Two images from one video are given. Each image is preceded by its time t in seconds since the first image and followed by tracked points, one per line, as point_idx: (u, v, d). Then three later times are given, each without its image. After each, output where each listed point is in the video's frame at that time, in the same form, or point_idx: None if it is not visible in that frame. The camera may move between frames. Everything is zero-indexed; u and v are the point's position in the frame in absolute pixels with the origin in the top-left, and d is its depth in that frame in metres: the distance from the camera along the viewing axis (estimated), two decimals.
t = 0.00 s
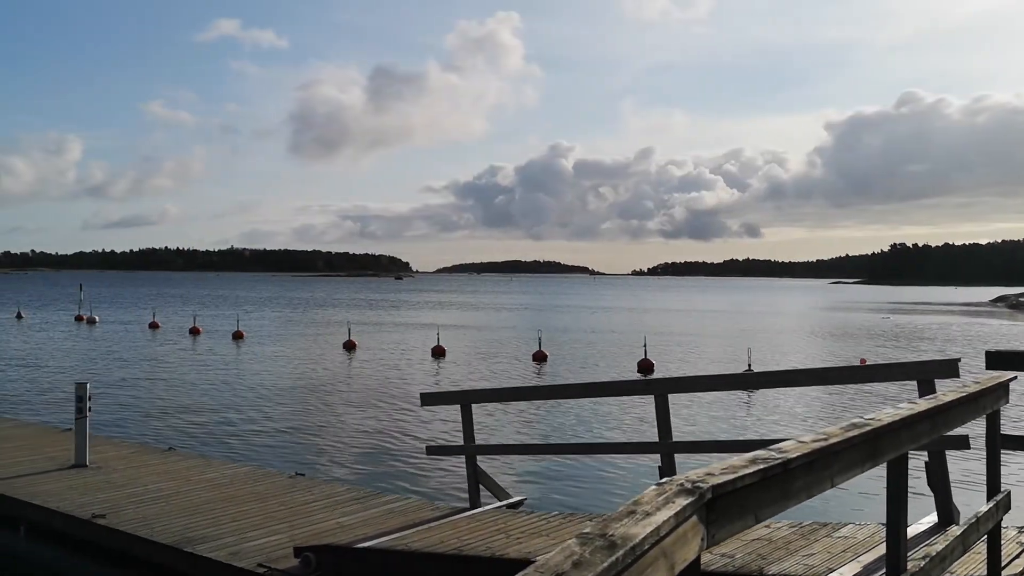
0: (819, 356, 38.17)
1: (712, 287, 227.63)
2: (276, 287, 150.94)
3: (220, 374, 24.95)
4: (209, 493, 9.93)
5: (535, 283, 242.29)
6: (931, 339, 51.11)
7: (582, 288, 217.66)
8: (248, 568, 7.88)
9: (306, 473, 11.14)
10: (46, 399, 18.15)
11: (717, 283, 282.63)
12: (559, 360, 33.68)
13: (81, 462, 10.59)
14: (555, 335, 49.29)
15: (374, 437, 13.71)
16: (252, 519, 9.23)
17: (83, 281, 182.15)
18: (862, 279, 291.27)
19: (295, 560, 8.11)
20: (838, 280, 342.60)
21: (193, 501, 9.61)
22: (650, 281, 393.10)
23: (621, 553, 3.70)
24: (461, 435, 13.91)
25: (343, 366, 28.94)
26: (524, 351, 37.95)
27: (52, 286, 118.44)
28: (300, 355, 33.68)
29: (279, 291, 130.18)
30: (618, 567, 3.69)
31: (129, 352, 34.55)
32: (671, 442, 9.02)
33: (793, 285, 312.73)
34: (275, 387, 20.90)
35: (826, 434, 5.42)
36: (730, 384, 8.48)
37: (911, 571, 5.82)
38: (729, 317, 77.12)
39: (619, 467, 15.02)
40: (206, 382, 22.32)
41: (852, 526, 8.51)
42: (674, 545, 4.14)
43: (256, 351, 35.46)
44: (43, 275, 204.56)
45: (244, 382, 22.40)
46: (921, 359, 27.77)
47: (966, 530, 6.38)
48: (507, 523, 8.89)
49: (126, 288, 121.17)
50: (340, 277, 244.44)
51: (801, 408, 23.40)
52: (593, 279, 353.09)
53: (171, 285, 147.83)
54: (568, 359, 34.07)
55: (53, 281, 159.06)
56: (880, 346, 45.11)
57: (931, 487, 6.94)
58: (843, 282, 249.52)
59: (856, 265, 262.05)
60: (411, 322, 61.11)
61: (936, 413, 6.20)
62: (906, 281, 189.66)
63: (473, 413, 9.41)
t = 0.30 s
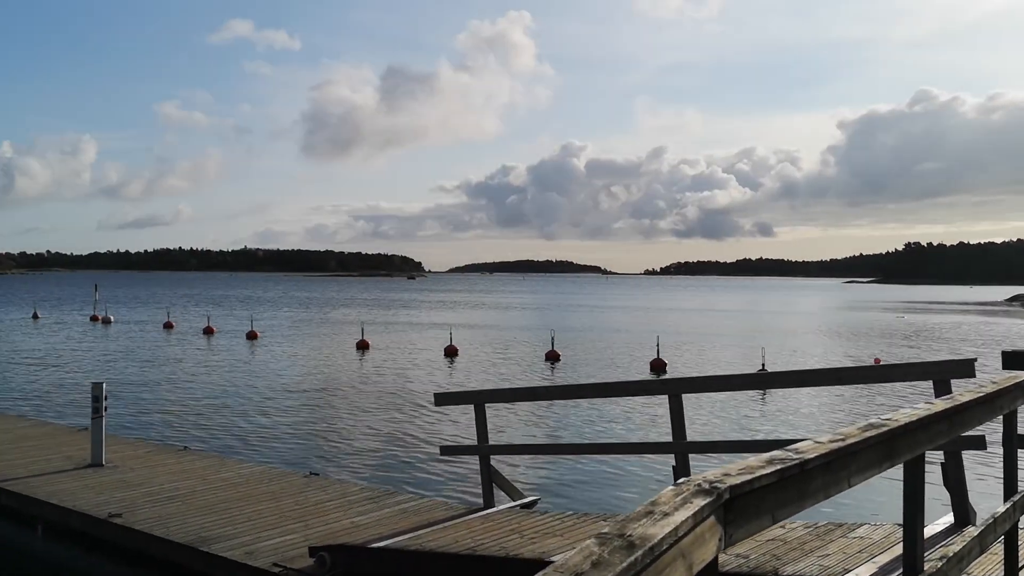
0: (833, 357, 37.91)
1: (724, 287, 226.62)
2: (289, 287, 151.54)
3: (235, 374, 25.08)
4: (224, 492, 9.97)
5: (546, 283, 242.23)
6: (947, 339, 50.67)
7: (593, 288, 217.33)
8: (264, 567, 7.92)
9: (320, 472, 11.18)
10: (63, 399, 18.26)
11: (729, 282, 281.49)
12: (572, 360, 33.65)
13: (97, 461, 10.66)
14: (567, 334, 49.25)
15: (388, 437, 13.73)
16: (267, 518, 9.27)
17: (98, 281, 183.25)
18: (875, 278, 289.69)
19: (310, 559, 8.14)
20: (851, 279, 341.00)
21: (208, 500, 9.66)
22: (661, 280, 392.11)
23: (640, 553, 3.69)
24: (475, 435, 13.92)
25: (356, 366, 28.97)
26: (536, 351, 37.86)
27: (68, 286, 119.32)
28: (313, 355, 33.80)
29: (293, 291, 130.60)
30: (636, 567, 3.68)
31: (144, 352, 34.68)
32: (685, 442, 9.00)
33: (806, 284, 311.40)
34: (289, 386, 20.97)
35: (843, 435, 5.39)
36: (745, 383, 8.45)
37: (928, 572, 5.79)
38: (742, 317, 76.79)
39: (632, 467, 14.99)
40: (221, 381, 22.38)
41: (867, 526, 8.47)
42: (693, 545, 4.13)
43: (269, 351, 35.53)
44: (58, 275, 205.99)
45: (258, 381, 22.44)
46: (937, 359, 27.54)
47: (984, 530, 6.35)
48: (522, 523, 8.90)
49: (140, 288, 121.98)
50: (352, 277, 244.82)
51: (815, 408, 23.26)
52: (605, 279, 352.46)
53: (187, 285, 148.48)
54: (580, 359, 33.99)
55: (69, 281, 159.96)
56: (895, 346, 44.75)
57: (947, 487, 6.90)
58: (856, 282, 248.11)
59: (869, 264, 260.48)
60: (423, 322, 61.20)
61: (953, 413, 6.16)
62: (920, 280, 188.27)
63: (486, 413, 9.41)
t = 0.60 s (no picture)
0: (849, 356, 37.64)
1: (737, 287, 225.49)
2: (304, 286, 152.23)
3: (251, 373, 25.21)
4: (240, 491, 10.02)
5: (559, 283, 242.20)
6: (964, 338, 50.23)
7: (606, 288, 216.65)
8: (281, 566, 7.94)
9: (335, 471, 11.22)
10: (81, 398, 18.37)
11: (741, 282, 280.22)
12: (586, 360, 33.61)
13: (115, 460, 10.71)
14: (581, 334, 49.19)
15: (403, 436, 13.76)
16: (283, 517, 9.29)
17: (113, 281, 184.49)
18: (889, 278, 287.93)
19: (326, 558, 8.17)
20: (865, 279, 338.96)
21: (224, 499, 9.70)
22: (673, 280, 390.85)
23: (662, 553, 3.68)
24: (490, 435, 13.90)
25: (371, 365, 29.01)
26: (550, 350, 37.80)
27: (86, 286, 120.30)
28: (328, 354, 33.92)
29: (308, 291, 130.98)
30: (658, 567, 3.67)
31: (160, 351, 34.80)
32: (701, 442, 8.97)
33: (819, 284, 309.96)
34: (304, 386, 21.03)
35: (863, 435, 5.36)
36: (762, 383, 8.41)
37: (947, 572, 5.77)
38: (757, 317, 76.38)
39: (647, 467, 14.95)
40: (236, 381, 22.44)
41: (885, 526, 8.42)
42: (713, 545, 4.12)
43: (284, 351, 35.62)
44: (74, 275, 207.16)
45: (274, 381, 22.50)
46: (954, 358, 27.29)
47: (1003, 531, 6.31)
48: (537, 522, 8.90)
49: (157, 288, 122.83)
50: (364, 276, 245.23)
51: (830, 408, 23.13)
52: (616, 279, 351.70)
53: (202, 285, 149.00)
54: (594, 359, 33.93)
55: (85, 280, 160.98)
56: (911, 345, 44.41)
57: (965, 487, 6.85)
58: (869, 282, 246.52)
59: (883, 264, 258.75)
60: (436, 322, 61.25)
61: (972, 413, 6.11)
62: (935, 280, 186.83)
63: (501, 412, 9.41)
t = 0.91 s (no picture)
0: (868, 357, 37.35)
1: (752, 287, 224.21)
2: (322, 287, 153.09)
3: (271, 372, 25.37)
4: (259, 489, 10.08)
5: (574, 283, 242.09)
6: (985, 339, 49.69)
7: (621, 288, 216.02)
8: (300, 565, 7.98)
9: (353, 471, 11.27)
10: (102, 397, 18.53)
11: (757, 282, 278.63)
12: (603, 360, 33.57)
13: (136, 459, 10.80)
14: (598, 334, 49.16)
15: (421, 436, 13.79)
16: (302, 516, 9.34)
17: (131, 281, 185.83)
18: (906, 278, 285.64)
19: (346, 557, 8.20)
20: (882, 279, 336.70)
21: (244, 498, 9.76)
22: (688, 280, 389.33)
23: (687, 552, 3.68)
24: (507, 435, 13.90)
25: (388, 365, 29.12)
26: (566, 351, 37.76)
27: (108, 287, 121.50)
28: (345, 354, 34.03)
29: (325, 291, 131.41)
30: (683, 566, 3.66)
31: (179, 351, 35.04)
32: (720, 443, 8.93)
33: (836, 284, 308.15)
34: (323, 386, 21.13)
35: (886, 435, 5.33)
36: (782, 383, 8.38)
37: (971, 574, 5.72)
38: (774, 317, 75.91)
39: (665, 467, 14.91)
40: (255, 380, 22.56)
41: (906, 528, 8.36)
42: (738, 545, 4.10)
43: (302, 350, 35.77)
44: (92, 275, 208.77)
45: (292, 380, 22.61)
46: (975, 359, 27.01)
47: None
48: (554, 522, 8.89)
49: (177, 288, 123.92)
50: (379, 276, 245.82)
51: (849, 409, 22.97)
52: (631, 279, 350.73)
53: (220, 284, 149.71)
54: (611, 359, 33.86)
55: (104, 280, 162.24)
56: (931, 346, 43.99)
57: (989, 489, 6.80)
58: (887, 282, 244.51)
59: (901, 264, 256.53)
60: (453, 322, 61.40)
61: (996, 413, 6.07)
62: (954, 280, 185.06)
63: (519, 412, 9.41)
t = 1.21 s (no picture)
0: (885, 357, 37.08)
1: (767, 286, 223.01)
2: (337, 286, 153.28)
3: (286, 372, 25.44)
4: (276, 488, 10.12)
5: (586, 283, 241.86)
6: (1004, 339, 49.20)
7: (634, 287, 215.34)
8: (317, 563, 8.02)
9: (369, 469, 11.30)
10: (120, 396, 18.67)
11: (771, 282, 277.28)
12: (617, 360, 33.52)
13: (153, 457, 10.87)
14: (611, 334, 49.07)
15: (436, 435, 13.82)
16: (318, 514, 9.37)
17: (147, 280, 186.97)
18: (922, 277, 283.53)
19: (362, 556, 8.23)
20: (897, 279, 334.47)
21: (260, 496, 9.80)
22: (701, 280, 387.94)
23: (708, 551, 3.67)
24: (522, 435, 13.90)
25: (404, 364, 29.16)
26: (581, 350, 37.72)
27: (125, 287, 122.05)
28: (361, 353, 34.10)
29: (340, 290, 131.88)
30: (704, 566, 3.66)
31: (196, 350, 35.25)
32: (737, 443, 8.90)
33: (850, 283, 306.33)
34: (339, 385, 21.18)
35: (905, 435, 5.30)
36: (799, 383, 8.34)
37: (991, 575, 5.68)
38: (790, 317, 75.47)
39: (680, 467, 14.87)
40: (272, 379, 22.68)
41: (924, 529, 8.30)
42: (758, 545, 4.09)
43: (318, 350, 35.87)
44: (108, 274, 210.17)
45: (309, 379, 22.71)
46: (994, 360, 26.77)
47: None
48: (570, 522, 8.87)
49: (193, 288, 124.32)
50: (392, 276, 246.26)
51: (866, 409, 22.83)
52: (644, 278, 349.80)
53: (236, 283, 150.50)
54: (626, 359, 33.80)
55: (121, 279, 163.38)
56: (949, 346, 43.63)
57: (1008, 490, 6.74)
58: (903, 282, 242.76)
59: (916, 263, 254.62)
60: (466, 321, 61.42)
61: (1016, 413, 6.01)
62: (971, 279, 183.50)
63: (534, 411, 9.41)
